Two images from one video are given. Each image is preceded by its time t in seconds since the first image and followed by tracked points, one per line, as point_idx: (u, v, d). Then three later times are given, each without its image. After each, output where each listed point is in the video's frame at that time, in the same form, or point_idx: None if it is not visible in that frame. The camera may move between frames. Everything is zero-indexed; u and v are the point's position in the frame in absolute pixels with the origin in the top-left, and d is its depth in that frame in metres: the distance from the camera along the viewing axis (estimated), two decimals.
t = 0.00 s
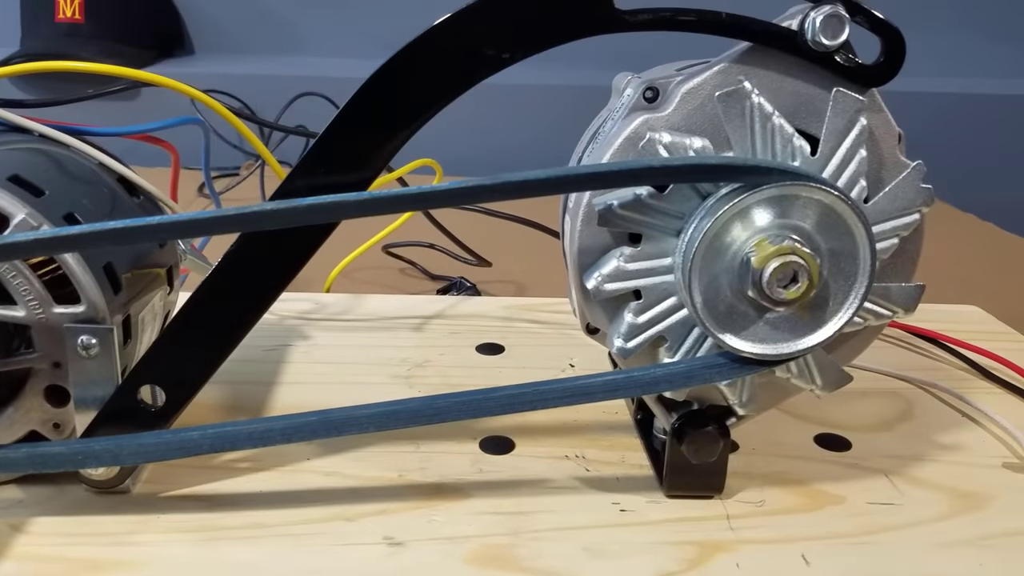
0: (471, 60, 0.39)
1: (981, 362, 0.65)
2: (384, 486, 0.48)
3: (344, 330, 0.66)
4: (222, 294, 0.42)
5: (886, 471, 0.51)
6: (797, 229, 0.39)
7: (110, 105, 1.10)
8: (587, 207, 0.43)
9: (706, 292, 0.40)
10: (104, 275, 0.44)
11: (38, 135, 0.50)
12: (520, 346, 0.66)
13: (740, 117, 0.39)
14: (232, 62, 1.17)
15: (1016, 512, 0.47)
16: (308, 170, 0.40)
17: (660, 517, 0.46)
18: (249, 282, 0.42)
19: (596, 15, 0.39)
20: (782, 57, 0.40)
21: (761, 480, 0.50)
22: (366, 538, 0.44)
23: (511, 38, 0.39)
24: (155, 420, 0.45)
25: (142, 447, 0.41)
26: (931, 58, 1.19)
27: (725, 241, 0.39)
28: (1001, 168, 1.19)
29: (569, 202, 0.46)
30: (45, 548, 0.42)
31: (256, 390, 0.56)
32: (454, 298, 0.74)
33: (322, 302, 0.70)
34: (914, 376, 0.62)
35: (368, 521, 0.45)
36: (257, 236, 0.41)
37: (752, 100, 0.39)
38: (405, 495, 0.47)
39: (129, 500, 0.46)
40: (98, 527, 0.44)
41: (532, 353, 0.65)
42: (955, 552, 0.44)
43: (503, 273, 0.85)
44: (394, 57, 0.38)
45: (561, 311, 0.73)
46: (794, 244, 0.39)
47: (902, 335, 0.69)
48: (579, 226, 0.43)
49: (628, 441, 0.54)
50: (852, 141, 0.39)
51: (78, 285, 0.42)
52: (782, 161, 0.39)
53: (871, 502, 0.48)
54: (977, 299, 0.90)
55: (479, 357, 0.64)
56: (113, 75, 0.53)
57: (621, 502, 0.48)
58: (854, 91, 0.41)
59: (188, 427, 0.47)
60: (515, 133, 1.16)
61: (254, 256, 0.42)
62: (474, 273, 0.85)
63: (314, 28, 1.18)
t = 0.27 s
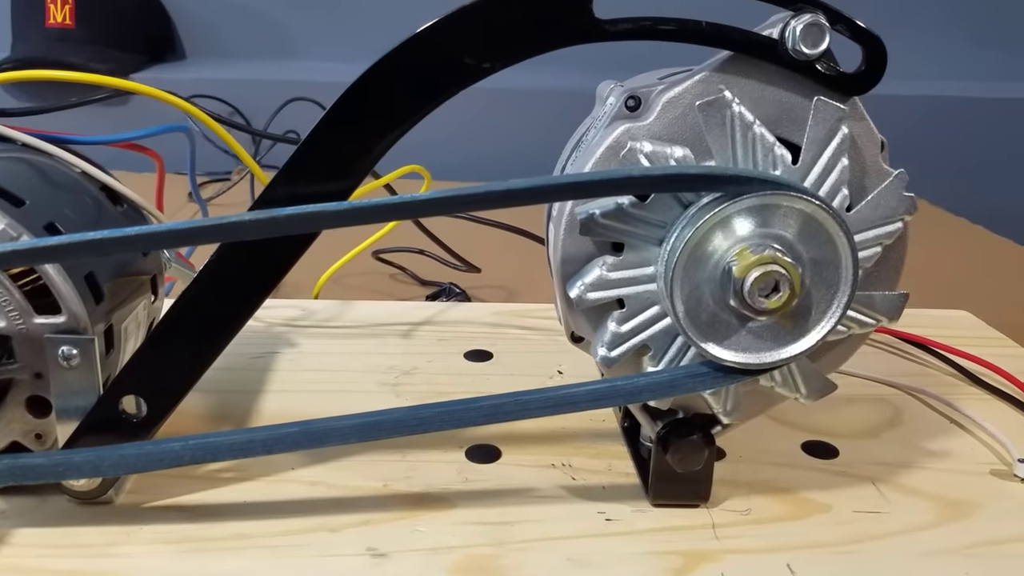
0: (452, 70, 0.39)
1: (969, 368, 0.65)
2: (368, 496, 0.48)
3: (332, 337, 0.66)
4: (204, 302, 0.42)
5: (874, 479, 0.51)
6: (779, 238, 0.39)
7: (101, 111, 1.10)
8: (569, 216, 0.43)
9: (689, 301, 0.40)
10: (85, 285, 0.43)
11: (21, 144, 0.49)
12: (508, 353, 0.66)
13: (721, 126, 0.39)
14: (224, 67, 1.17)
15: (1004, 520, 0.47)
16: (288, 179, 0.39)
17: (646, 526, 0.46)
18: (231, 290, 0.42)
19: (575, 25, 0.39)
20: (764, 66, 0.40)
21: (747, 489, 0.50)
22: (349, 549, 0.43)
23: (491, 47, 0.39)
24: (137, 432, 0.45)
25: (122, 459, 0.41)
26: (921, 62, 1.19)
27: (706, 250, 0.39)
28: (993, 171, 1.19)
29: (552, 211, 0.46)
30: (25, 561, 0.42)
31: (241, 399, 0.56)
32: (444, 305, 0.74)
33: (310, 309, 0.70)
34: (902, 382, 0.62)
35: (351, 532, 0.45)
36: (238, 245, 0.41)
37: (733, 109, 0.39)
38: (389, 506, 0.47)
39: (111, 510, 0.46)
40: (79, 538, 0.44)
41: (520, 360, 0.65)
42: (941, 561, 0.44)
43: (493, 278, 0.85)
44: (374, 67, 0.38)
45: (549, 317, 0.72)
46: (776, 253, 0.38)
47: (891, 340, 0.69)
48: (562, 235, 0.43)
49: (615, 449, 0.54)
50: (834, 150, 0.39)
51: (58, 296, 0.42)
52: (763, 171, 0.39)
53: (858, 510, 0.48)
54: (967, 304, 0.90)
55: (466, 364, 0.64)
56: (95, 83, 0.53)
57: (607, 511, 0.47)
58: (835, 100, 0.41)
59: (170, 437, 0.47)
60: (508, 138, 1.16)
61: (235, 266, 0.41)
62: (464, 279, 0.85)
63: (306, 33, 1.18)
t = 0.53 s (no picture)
0: (440, 75, 0.39)
1: (963, 374, 0.65)
2: (357, 502, 0.47)
3: (324, 341, 0.65)
4: (192, 306, 0.42)
5: (865, 485, 0.51)
6: (769, 245, 0.39)
7: (96, 114, 1.10)
8: (559, 222, 0.42)
9: (678, 308, 0.39)
10: (72, 290, 0.43)
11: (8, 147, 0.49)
12: (500, 358, 0.65)
13: (710, 133, 0.39)
14: (220, 69, 1.17)
15: (996, 527, 0.47)
16: (275, 184, 0.39)
17: (635, 533, 0.46)
18: (219, 294, 0.42)
19: (564, 29, 0.38)
20: (753, 71, 0.40)
21: (738, 495, 0.50)
22: (336, 556, 0.43)
23: (479, 53, 0.38)
24: (123, 437, 0.45)
25: (107, 465, 0.40)
26: (918, 66, 1.19)
27: (695, 256, 0.39)
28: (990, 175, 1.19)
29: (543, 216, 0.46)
30: (10, 567, 0.42)
31: (231, 404, 0.56)
32: (437, 309, 0.73)
33: (302, 313, 0.70)
34: (895, 387, 0.62)
35: (339, 538, 0.44)
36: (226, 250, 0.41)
37: (722, 115, 0.39)
38: (377, 512, 0.47)
39: (98, 516, 0.46)
40: (65, 545, 0.43)
41: (512, 364, 0.64)
42: (932, 569, 0.43)
43: (487, 282, 0.85)
44: (362, 71, 0.38)
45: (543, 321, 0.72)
46: (765, 260, 0.38)
47: (885, 345, 0.69)
48: (552, 241, 0.43)
49: (606, 455, 0.53)
50: (824, 156, 0.39)
51: (44, 301, 0.41)
52: (753, 177, 0.39)
53: (849, 517, 0.48)
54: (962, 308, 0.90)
55: (459, 369, 0.63)
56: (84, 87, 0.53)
57: (597, 517, 0.47)
58: (825, 106, 0.40)
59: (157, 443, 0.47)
60: (503, 141, 1.16)
61: (223, 270, 0.41)
62: (458, 282, 0.85)
63: (301, 36, 1.18)
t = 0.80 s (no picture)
0: (429, 70, 0.38)
1: (956, 372, 0.65)
2: (347, 500, 0.47)
3: (317, 338, 0.65)
4: (181, 302, 0.42)
5: (857, 483, 0.51)
6: (759, 242, 0.39)
7: (90, 111, 1.09)
8: (550, 219, 0.42)
9: (668, 305, 0.39)
10: (60, 286, 0.43)
11: None
12: (493, 355, 0.65)
13: (700, 129, 0.39)
14: (215, 67, 1.17)
15: (987, 525, 0.47)
16: (263, 180, 0.39)
17: (626, 530, 0.46)
18: (209, 290, 0.42)
19: (554, 25, 0.38)
20: (744, 67, 0.40)
21: (729, 493, 0.49)
22: (326, 553, 0.43)
23: (468, 48, 0.38)
24: (111, 435, 0.45)
25: (94, 462, 0.40)
26: (915, 64, 1.19)
27: (685, 254, 0.39)
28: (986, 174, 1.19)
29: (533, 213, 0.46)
30: None
31: (223, 402, 0.56)
32: (430, 306, 0.73)
33: (295, 311, 0.70)
34: (889, 386, 0.62)
35: (328, 536, 0.44)
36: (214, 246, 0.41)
37: (712, 111, 0.39)
38: (368, 510, 0.46)
39: (86, 514, 0.45)
40: (53, 542, 0.43)
41: (506, 362, 0.64)
42: (923, 566, 0.43)
43: (481, 280, 0.85)
44: (350, 66, 0.38)
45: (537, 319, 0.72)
46: (755, 257, 0.38)
47: (879, 344, 0.69)
48: (542, 238, 0.43)
49: (598, 453, 0.53)
50: (815, 153, 0.39)
51: (31, 298, 0.41)
52: (743, 173, 0.38)
53: (840, 515, 0.47)
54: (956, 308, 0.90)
55: (452, 366, 0.63)
56: (74, 83, 0.53)
57: (588, 515, 0.47)
58: (816, 102, 0.40)
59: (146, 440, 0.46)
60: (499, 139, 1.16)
61: (212, 265, 0.41)
62: (452, 280, 0.84)
63: (297, 33, 1.17)
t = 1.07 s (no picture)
0: (421, 69, 0.38)
1: (951, 373, 0.65)
2: (340, 499, 0.47)
3: (311, 337, 0.65)
4: (173, 300, 0.42)
5: (850, 483, 0.51)
6: (751, 242, 0.39)
7: (87, 108, 1.09)
8: (542, 218, 0.42)
9: (660, 305, 0.39)
10: (52, 284, 0.43)
11: None
12: (488, 354, 0.65)
13: (692, 129, 0.39)
14: (212, 65, 1.17)
15: (979, 526, 0.47)
16: (254, 178, 0.39)
17: (618, 530, 0.46)
18: (201, 287, 0.42)
19: (546, 25, 0.38)
20: (737, 67, 0.40)
21: (722, 493, 0.49)
22: (318, 552, 0.43)
23: (461, 47, 0.38)
24: (102, 433, 0.44)
25: (86, 460, 0.40)
26: (913, 64, 1.19)
27: (677, 253, 0.39)
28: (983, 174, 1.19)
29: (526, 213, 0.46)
30: None
31: (216, 400, 0.56)
32: (426, 305, 0.73)
33: (290, 309, 0.70)
34: (883, 386, 0.62)
35: (321, 535, 0.44)
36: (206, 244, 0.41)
37: (704, 111, 0.39)
38: (360, 509, 0.47)
39: (79, 512, 0.45)
40: (45, 540, 0.43)
41: (500, 361, 0.64)
42: (915, 567, 0.43)
43: (477, 279, 0.85)
44: (342, 65, 0.38)
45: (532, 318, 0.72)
46: (747, 257, 0.38)
47: (874, 344, 0.69)
48: (535, 237, 0.43)
49: (592, 452, 0.53)
50: (807, 153, 0.39)
51: (23, 296, 0.41)
52: (735, 174, 0.38)
53: (833, 515, 0.48)
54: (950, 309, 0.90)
55: (446, 365, 0.63)
56: (66, 81, 0.53)
57: (580, 515, 0.47)
58: (808, 102, 0.40)
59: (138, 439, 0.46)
60: (496, 138, 1.16)
61: (205, 263, 0.41)
62: (448, 279, 0.84)
63: (294, 31, 1.17)
